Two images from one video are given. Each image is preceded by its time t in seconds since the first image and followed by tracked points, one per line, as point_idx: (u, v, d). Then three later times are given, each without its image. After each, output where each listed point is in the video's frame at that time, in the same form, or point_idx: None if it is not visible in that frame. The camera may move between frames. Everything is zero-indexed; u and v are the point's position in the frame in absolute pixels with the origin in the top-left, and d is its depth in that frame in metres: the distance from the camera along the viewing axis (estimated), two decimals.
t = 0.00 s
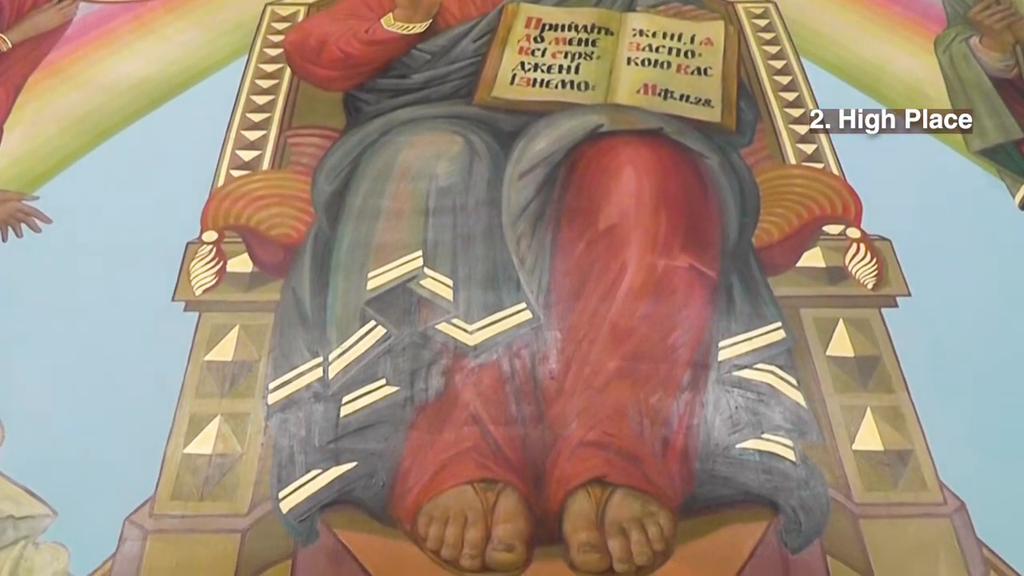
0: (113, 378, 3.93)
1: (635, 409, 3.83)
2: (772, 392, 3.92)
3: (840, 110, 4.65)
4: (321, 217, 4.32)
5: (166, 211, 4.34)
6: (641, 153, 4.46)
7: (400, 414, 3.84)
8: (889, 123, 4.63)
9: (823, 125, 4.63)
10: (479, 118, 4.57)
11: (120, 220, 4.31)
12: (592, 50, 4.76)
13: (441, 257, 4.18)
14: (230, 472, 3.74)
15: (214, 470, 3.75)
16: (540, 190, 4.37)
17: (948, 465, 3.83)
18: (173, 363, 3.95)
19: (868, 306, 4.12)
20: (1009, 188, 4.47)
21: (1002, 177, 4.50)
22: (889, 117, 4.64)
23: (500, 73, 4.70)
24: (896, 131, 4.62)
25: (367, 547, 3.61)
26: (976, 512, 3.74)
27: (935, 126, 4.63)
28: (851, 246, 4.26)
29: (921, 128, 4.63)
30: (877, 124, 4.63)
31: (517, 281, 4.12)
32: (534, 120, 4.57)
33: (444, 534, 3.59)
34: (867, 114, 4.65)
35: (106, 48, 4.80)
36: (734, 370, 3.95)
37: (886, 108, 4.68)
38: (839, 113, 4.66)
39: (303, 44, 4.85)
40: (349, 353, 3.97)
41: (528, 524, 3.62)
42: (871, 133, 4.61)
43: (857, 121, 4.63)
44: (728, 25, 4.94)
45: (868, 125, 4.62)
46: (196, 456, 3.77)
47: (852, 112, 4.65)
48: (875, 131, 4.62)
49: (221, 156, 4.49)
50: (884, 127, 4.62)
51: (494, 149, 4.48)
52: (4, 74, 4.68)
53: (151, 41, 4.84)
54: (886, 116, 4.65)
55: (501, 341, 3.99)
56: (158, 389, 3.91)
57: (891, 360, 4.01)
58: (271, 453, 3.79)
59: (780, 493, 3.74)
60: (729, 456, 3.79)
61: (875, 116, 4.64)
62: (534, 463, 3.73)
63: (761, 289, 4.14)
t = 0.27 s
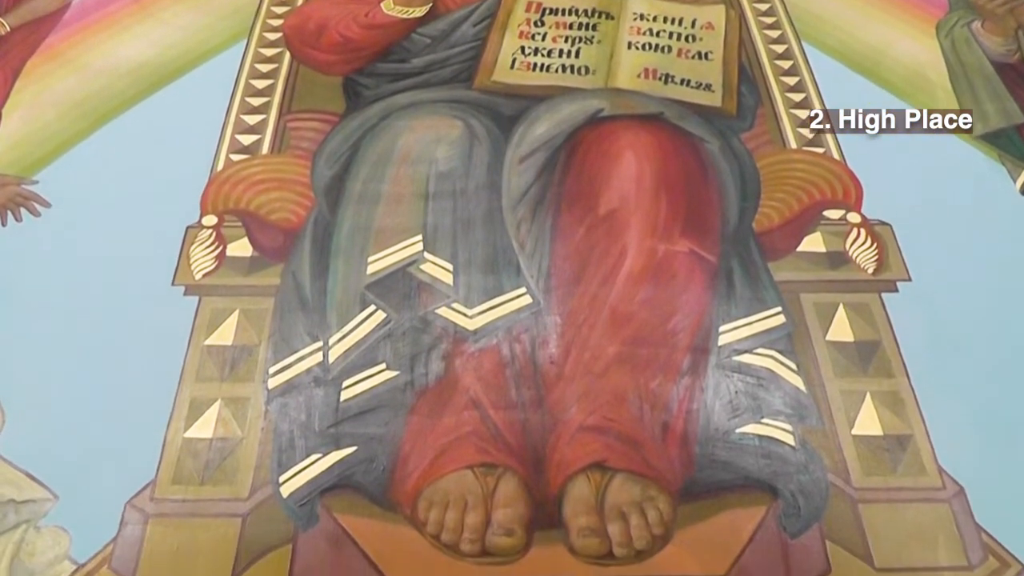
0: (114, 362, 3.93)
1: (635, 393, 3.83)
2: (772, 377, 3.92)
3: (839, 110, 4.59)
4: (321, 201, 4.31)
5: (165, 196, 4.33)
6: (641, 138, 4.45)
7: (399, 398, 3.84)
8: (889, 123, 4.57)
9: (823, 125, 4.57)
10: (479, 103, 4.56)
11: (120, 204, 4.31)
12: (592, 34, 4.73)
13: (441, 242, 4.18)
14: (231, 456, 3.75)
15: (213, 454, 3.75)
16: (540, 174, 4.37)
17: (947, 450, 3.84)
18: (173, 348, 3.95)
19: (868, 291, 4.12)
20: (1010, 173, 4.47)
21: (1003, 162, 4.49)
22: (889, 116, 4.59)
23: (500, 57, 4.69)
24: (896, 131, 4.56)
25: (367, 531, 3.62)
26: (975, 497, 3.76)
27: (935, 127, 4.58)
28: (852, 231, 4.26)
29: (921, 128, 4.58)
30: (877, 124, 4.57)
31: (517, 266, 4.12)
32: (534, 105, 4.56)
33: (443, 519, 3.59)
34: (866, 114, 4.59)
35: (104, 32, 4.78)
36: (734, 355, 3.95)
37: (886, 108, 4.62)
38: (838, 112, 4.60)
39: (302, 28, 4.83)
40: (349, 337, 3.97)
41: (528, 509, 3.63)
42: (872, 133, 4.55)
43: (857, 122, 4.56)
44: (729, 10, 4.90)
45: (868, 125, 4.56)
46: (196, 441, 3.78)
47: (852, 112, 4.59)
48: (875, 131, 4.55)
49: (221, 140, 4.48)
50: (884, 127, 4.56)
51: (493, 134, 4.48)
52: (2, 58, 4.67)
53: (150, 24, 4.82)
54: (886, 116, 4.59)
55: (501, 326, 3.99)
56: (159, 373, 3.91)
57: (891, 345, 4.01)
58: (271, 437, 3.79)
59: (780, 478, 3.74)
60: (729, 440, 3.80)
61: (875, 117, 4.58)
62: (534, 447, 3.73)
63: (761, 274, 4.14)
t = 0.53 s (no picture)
0: (114, 344, 3.93)
1: (635, 376, 3.83)
2: (772, 359, 3.93)
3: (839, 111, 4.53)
4: (321, 183, 4.31)
5: (164, 178, 4.32)
6: (642, 120, 4.44)
7: (399, 380, 3.84)
8: (889, 123, 4.51)
9: (823, 125, 4.51)
10: (479, 85, 4.55)
11: (119, 186, 4.30)
12: (593, 16, 4.71)
13: (441, 224, 4.17)
14: (231, 439, 3.75)
15: (214, 436, 3.76)
16: (540, 157, 4.36)
17: (946, 433, 3.83)
18: (173, 330, 3.95)
19: (868, 274, 4.12)
20: (1011, 155, 4.45)
21: (1005, 145, 4.47)
22: (889, 116, 4.52)
23: (500, 39, 4.68)
24: (896, 131, 4.50)
25: (367, 514, 3.63)
26: (974, 480, 3.75)
27: (935, 127, 4.51)
28: (852, 214, 4.25)
29: (921, 129, 4.51)
30: (877, 124, 4.50)
31: (517, 248, 4.12)
32: (534, 87, 4.55)
33: (443, 502, 3.61)
34: (866, 114, 4.52)
35: (102, 13, 4.75)
36: (734, 337, 3.95)
37: (886, 107, 4.55)
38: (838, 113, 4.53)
39: (301, 10, 4.81)
40: (349, 319, 3.97)
41: (528, 491, 3.63)
42: (871, 134, 4.48)
43: (857, 122, 4.50)
44: None
45: (868, 126, 4.49)
46: (197, 423, 3.78)
47: (852, 112, 4.52)
48: (875, 132, 4.49)
49: (220, 122, 4.47)
50: (884, 127, 4.49)
51: (494, 116, 4.46)
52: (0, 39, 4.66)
53: (148, 5, 4.79)
54: (886, 116, 4.52)
55: (501, 308, 3.99)
56: (159, 355, 3.91)
57: (891, 328, 4.01)
58: (271, 419, 3.80)
59: (779, 461, 3.75)
60: (729, 423, 3.80)
61: (875, 117, 4.51)
62: (534, 429, 3.74)
63: (761, 256, 4.14)
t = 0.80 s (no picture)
0: (114, 324, 3.93)
1: (635, 356, 3.83)
2: (772, 339, 3.93)
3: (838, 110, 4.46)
4: (321, 163, 4.30)
5: (164, 158, 4.32)
6: (642, 100, 4.43)
7: (400, 360, 3.84)
8: (889, 123, 4.44)
9: (823, 125, 4.42)
10: (479, 65, 4.53)
11: (118, 166, 4.29)
12: None
13: (441, 204, 4.17)
14: (231, 419, 3.75)
15: (214, 416, 3.76)
16: (540, 137, 4.35)
17: (947, 414, 3.83)
18: (173, 310, 3.95)
19: (868, 254, 4.12)
20: (1013, 136, 4.44)
21: (1007, 126, 4.46)
22: (889, 116, 4.45)
23: (500, 20, 4.65)
24: (896, 131, 4.43)
25: (367, 494, 3.63)
26: (974, 461, 3.75)
27: (935, 127, 4.45)
28: (853, 194, 4.25)
29: (921, 129, 4.45)
30: (877, 124, 4.43)
31: (517, 229, 4.11)
32: (534, 67, 4.53)
33: (443, 482, 3.61)
34: (866, 114, 4.45)
35: None
36: (734, 318, 3.95)
37: (886, 106, 4.48)
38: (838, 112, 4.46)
39: None
40: (349, 299, 3.97)
41: (528, 472, 3.64)
42: (871, 134, 4.41)
43: (857, 122, 4.43)
44: None
45: (868, 126, 4.43)
46: (197, 403, 3.78)
47: (852, 112, 4.46)
48: (875, 132, 4.42)
49: (219, 103, 4.46)
50: (885, 127, 4.43)
51: (494, 96, 4.45)
52: None
53: None
54: (886, 115, 4.45)
55: (501, 289, 3.98)
56: (159, 336, 3.91)
57: (891, 309, 4.01)
58: (272, 399, 3.80)
59: (779, 441, 3.75)
60: (728, 403, 3.80)
61: (874, 116, 4.44)
62: (534, 410, 3.74)
63: (762, 237, 4.13)
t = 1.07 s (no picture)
0: (115, 303, 3.93)
1: (635, 335, 3.83)
2: (772, 319, 3.93)
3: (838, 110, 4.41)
4: (321, 141, 4.30)
5: (164, 136, 4.31)
6: (643, 79, 4.41)
7: (399, 339, 3.84)
8: (889, 123, 4.39)
9: (823, 125, 4.37)
10: (479, 44, 4.52)
11: (117, 144, 4.28)
12: None
13: (441, 183, 4.16)
14: (232, 397, 3.75)
15: (214, 394, 3.76)
16: (541, 116, 4.34)
17: (946, 394, 3.83)
18: (173, 289, 3.95)
19: (868, 234, 4.12)
20: (1016, 115, 4.41)
21: (1010, 105, 4.43)
22: (889, 116, 4.40)
23: None
24: (896, 131, 4.37)
25: (367, 473, 3.62)
26: (973, 441, 3.74)
27: (935, 127, 4.39)
28: (854, 173, 4.26)
29: (921, 128, 4.39)
30: (877, 124, 4.38)
31: (517, 208, 4.10)
32: (534, 46, 4.52)
33: (443, 461, 3.61)
34: (866, 114, 4.41)
35: None
36: (734, 297, 3.94)
37: (886, 106, 4.43)
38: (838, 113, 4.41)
39: None
40: (349, 278, 3.97)
41: (527, 451, 3.63)
42: (871, 134, 4.36)
43: (857, 122, 4.38)
44: None
45: (868, 125, 4.38)
46: (198, 382, 3.78)
47: (852, 112, 4.41)
48: (875, 131, 4.37)
49: (218, 81, 4.46)
50: (885, 127, 4.38)
51: (494, 75, 4.44)
52: None
53: None
54: (886, 115, 4.40)
55: (501, 268, 3.98)
56: (159, 314, 3.91)
57: (891, 289, 4.01)
58: (272, 378, 3.80)
59: (778, 420, 3.74)
60: (728, 382, 3.79)
61: (874, 116, 4.40)
62: (534, 388, 3.74)
63: (763, 215, 4.13)
